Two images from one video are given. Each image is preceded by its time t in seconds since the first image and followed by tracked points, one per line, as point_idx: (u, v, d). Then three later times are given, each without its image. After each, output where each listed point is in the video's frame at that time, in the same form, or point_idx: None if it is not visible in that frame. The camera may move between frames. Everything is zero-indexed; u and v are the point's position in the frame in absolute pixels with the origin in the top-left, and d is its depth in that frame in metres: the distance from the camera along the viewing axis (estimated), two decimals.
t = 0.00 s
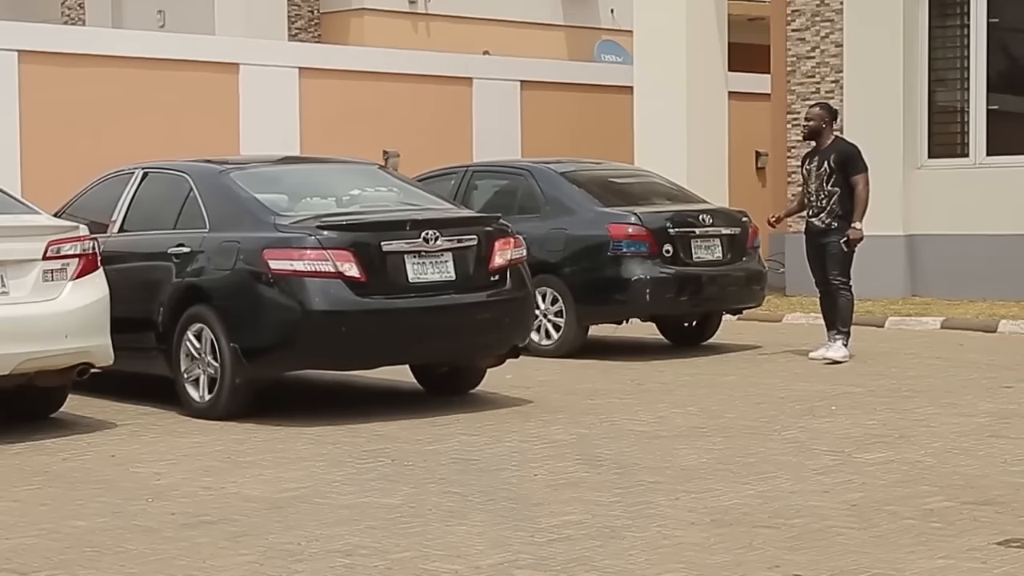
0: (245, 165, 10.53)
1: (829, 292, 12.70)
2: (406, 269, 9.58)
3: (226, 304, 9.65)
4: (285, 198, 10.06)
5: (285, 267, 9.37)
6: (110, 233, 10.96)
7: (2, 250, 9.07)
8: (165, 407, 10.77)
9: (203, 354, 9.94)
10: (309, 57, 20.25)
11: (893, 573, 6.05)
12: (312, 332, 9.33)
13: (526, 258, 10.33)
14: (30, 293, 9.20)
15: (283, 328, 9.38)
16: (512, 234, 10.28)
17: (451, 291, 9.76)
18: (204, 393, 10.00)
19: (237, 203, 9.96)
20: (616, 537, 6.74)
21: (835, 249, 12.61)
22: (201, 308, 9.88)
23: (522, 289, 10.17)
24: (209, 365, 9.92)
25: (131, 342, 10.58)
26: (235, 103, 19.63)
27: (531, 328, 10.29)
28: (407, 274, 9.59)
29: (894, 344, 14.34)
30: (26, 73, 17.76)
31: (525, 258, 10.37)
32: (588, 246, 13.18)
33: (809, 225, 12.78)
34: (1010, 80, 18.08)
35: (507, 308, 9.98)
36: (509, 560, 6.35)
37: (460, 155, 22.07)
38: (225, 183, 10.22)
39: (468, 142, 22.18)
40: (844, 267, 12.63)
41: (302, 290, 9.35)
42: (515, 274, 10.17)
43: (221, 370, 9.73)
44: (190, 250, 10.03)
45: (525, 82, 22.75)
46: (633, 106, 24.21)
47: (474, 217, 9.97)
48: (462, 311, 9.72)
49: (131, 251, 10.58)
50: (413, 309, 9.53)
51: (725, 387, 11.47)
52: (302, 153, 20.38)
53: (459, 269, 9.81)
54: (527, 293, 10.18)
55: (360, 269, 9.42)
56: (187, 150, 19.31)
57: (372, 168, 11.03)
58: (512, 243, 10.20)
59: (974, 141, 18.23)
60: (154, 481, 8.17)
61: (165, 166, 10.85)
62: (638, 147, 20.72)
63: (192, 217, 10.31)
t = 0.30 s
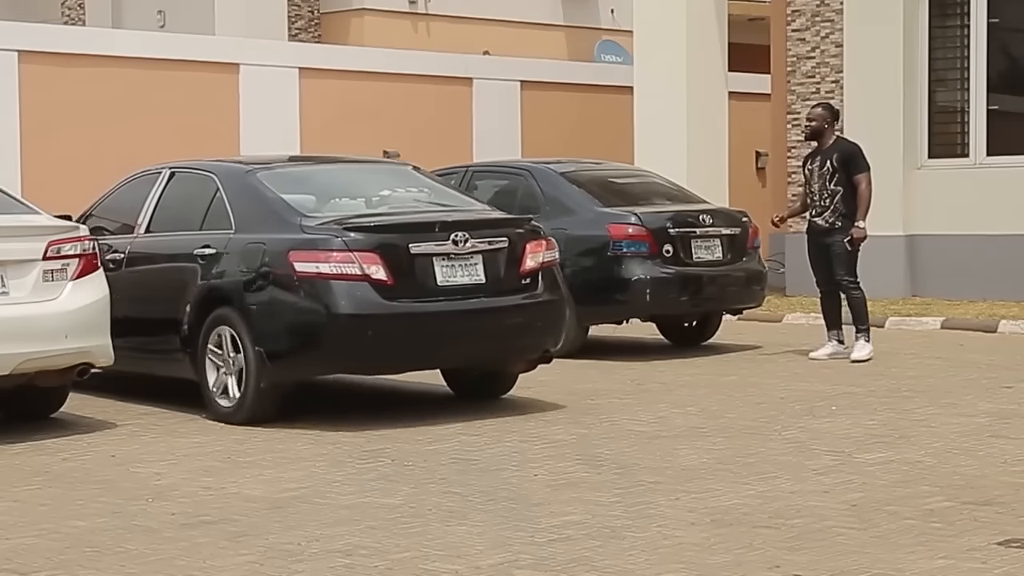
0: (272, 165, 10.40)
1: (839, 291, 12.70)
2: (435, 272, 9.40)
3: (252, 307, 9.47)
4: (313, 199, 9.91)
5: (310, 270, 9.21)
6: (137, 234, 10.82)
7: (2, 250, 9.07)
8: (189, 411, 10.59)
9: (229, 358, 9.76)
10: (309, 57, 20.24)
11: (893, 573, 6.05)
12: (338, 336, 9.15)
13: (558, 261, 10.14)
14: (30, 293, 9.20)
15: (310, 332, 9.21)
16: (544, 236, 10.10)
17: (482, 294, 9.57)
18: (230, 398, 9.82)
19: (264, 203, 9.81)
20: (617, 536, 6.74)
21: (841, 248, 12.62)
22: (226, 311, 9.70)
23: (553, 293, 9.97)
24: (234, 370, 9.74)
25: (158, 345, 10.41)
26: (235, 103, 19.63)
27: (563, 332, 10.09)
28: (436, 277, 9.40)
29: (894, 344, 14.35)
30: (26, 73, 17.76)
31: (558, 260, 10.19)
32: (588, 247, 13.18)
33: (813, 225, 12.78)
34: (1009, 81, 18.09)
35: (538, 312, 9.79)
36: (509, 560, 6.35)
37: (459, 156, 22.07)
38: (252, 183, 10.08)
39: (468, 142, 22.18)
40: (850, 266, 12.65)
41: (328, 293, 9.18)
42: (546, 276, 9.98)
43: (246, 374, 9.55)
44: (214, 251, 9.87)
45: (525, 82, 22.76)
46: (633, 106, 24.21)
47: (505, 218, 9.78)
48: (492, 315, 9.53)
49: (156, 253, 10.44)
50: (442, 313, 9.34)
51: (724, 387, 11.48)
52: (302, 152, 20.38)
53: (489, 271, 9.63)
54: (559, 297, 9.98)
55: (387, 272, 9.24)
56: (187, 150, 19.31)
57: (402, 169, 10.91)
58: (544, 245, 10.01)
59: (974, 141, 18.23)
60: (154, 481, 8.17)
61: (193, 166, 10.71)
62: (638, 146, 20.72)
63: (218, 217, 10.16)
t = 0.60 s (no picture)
0: (296, 165, 10.25)
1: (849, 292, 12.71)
2: (459, 275, 9.22)
3: (273, 310, 9.31)
4: (337, 201, 9.75)
5: (332, 273, 9.04)
6: (158, 236, 10.64)
7: (2, 250, 9.07)
8: (210, 414, 10.46)
9: (250, 362, 9.61)
10: (309, 57, 20.24)
11: (893, 573, 6.05)
12: (360, 339, 8.98)
13: (587, 264, 9.95)
14: (30, 293, 9.20)
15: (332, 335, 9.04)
16: (573, 238, 9.91)
17: (508, 298, 9.39)
18: (251, 402, 9.67)
19: (288, 204, 9.66)
20: (617, 536, 6.74)
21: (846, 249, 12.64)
22: (247, 314, 9.54)
23: (581, 297, 9.78)
24: (256, 374, 9.59)
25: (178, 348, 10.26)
26: (235, 104, 19.62)
27: (592, 336, 9.90)
28: (461, 280, 9.23)
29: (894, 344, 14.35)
30: (26, 73, 17.75)
31: (586, 262, 10.00)
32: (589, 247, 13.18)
33: (817, 224, 12.79)
34: (1009, 81, 18.09)
35: (566, 316, 9.61)
36: (509, 560, 6.35)
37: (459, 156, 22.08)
38: (275, 183, 9.92)
39: (468, 142, 22.18)
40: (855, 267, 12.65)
41: (350, 296, 9.00)
42: (574, 279, 9.79)
43: (268, 378, 9.40)
44: (236, 254, 9.71)
45: (525, 82, 22.75)
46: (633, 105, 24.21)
47: (532, 220, 9.60)
48: (518, 319, 9.35)
49: (177, 254, 10.30)
50: (467, 317, 9.16)
51: (724, 387, 11.49)
52: (302, 152, 20.39)
53: (515, 275, 9.46)
54: (587, 301, 9.79)
55: (411, 275, 9.06)
56: (187, 150, 19.31)
57: (429, 168, 10.75)
58: (572, 248, 9.83)
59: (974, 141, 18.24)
60: (154, 482, 8.17)
61: (215, 167, 10.54)
62: (639, 146, 20.72)
63: (240, 219, 10.00)
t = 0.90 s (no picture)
0: (321, 163, 10.11)
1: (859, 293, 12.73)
2: (486, 275, 9.06)
3: (297, 312, 9.16)
4: (362, 200, 9.61)
5: (356, 273, 8.89)
6: (183, 237, 10.53)
7: (2, 250, 9.07)
8: (234, 418, 10.33)
9: (274, 364, 9.47)
10: (309, 57, 20.23)
11: (893, 573, 6.05)
12: (384, 342, 8.81)
13: (619, 264, 9.75)
14: (31, 293, 9.20)
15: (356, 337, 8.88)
16: (605, 236, 9.72)
17: (536, 298, 9.21)
18: (277, 405, 9.51)
19: (312, 203, 9.52)
20: (617, 536, 6.74)
21: (859, 248, 12.64)
22: (271, 315, 9.39)
23: (613, 297, 9.58)
24: (280, 376, 9.44)
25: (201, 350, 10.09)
26: (234, 104, 19.62)
27: (624, 337, 9.69)
28: (488, 280, 9.06)
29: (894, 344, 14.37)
30: (26, 73, 17.76)
31: (618, 261, 9.81)
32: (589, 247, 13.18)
33: (830, 224, 12.77)
34: (1008, 81, 18.09)
35: (597, 317, 9.41)
36: (509, 560, 6.35)
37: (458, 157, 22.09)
38: (299, 183, 9.79)
39: (468, 142, 22.19)
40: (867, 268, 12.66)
41: (375, 297, 8.84)
42: (605, 278, 9.60)
43: (292, 381, 9.25)
44: (260, 254, 9.59)
45: (525, 82, 22.75)
46: (633, 105, 24.20)
47: (562, 219, 9.42)
48: (546, 319, 9.16)
49: (200, 255, 10.17)
50: (494, 317, 8.99)
51: (724, 387, 11.50)
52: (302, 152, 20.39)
53: (544, 274, 9.28)
54: (619, 302, 9.58)
55: (436, 275, 8.90)
56: (186, 150, 19.33)
57: (459, 167, 10.59)
58: (603, 247, 9.64)
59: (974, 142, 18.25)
60: (154, 482, 8.18)
61: (240, 166, 10.43)
62: (638, 146, 20.72)
63: (265, 218, 9.87)
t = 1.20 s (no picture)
0: (347, 162, 9.92)
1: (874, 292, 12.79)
2: (514, 276, 8.86)
3: (321, 314, 8.96)
4: (390, 200, 9.41)
5: (381, 274, 8.69)
6: (207, 237, 10.34)
7: (2, 250, 9.07)
8: (256, 421, 10.17)
9: (298, 367, 9.29)
10: (309, 57, 20.23)
11: (894, 573, 6.05)
12: (410, 345, 8.61)
13: (651, 264, 9.55)
14: (31, 293, 9.19)
15: (381, 339, 8.69)
16: (636, 238, 9.52)
17: (566, 300, 9.01)
18: (300, 408, 9.34)
19: (338, 203, 9.32)
20: (617, 536, 6.75)
21: (878, 249, 12.66)
22: (295, 317, 9.20)
23: (644, 299, 9.38)
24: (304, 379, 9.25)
25: (225, 351, 9.92)
26: (234, 105, 19.62)
27: (655, 341, 9.48)
28: (516, 282, 8.87)
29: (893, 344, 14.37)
30: (25, 74, 17.75)
31: (649, 262, 9.60)
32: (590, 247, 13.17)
33: (846, 225, 12.74)
34: (1009, 81, 18.08)
35: (628, 320, 9.21)
36: (509, 560, 6.36)
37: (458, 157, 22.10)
38: (326, 182, 9.59)
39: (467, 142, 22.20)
40: (883, 267, 12.71)
41: (400, 299, 8.64)
42: (636, 280, 9.39)
43: (316, 384, 9.07)
44: (284, 255, 9.40)
45: (525, 82, 22.74)
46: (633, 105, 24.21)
47: (593, 219, 9.22)
48: (576, 322, 8.97)
49: (224, 255, 9.98)
50: (521, 319, 8.79)
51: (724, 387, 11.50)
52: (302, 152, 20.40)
53: (574, 276, 9.08)
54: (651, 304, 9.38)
55: (463, 276, 8.70)
56: (187, 151, 19.34)
57: (489, 167, 10.39)
58: (635, 248, 9.43)
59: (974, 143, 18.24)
60: (154, 482, 8.18)
61: (265, 164, 10.25)
62: (638, 146, 20.72)
63: (290, 218, 9.68)
